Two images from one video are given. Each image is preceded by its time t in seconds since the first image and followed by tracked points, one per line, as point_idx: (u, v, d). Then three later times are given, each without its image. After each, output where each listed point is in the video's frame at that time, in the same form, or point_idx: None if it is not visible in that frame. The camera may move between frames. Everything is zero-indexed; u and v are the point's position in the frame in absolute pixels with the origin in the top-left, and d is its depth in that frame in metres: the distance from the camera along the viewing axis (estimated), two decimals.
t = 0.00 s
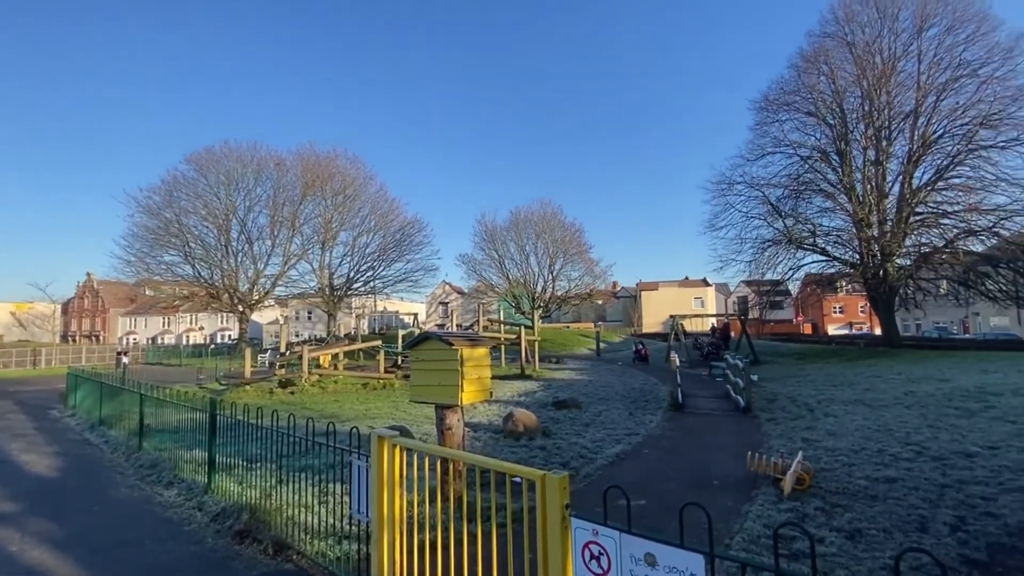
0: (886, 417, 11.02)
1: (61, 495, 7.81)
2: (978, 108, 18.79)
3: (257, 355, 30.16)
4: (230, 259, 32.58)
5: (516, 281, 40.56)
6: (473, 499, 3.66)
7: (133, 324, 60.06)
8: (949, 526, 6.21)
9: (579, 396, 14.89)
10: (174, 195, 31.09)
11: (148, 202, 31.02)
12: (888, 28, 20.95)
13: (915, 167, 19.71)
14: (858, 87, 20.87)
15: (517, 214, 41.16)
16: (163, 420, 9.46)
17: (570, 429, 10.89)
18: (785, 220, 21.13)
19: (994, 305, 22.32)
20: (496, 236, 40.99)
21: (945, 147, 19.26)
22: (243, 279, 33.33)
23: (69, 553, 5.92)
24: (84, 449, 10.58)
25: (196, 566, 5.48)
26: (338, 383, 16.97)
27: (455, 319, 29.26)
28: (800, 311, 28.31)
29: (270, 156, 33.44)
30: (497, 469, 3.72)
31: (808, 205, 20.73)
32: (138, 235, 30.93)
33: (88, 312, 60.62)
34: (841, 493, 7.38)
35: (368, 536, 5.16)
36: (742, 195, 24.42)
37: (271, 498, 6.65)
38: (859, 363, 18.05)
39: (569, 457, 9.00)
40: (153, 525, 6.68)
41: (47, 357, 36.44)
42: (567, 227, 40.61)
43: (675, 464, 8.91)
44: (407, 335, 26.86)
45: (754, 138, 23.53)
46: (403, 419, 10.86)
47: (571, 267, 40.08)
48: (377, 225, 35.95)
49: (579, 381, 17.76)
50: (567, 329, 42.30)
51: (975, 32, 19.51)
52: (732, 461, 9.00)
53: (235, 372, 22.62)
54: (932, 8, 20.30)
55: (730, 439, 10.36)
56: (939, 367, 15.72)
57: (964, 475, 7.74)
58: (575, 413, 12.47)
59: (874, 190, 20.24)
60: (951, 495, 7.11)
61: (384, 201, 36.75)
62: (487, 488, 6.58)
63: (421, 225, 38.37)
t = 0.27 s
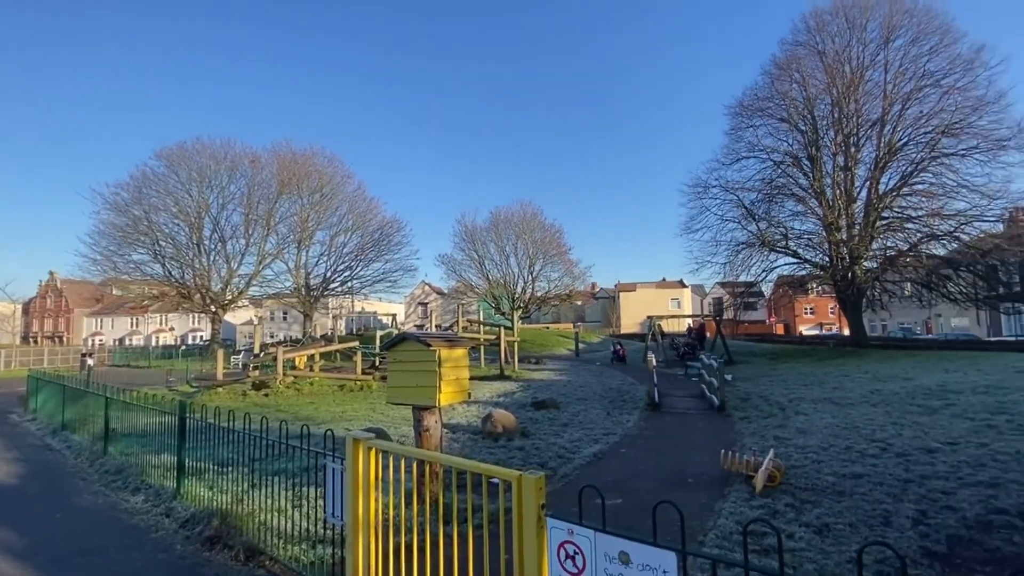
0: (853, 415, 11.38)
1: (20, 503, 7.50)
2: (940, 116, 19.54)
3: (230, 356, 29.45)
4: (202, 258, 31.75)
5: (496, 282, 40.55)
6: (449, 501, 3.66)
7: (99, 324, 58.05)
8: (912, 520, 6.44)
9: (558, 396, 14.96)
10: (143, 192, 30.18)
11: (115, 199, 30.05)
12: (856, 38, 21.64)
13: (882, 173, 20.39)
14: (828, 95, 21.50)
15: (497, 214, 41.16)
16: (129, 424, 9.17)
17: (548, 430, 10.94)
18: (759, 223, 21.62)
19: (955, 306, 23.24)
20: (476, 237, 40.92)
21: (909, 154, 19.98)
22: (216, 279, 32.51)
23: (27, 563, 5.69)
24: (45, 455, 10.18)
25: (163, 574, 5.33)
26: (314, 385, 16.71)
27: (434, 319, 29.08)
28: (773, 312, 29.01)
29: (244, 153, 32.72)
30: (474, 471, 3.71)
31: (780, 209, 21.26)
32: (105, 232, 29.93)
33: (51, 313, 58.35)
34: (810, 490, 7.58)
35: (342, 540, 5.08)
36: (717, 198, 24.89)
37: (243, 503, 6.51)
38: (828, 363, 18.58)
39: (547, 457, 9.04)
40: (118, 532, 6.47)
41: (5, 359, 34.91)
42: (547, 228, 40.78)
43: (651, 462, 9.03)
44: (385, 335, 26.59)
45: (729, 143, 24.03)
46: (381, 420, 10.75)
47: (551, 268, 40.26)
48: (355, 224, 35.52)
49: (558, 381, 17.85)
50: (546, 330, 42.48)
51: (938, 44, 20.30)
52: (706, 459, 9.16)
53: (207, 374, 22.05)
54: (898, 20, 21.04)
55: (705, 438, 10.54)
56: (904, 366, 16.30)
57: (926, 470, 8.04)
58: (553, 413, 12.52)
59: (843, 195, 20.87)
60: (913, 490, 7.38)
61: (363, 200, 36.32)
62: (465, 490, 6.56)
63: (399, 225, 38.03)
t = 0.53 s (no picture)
0: (823, 413, 11.71)
1: None
2: (905, 124, 20.26)
3: (202, 358, 28.70)
4: (172, 257, 30.86)
5: (476, 282, 40.46)
6: (425, 503, 3.65)
7: (63, 325, 55.94)
8: (876, 514, 6.67)
9: (537, 397, 15.01)
10: (111, 188, 29.23)
11: (81, 195, 29.03)
12: (827, 47, 22.28)
13: (851, 178, 21.02)
14: (800, 102, 22.08)
15: (477, 215, 41.10)
16: (94, 428, 8.87)
17: (527, 430, 10.97)
18: (734, 226, 22.07)
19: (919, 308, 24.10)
20: (456, 237, 40.77)
21: (876, 161, 20.66)
22: (188, 278, 31.62)
23: None
24: (3, 462, 9.75)
25: None
26: (289, 386, 16.41)
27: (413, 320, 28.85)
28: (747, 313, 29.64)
29: (218, 149, 31.93)
30: (450, 472, 3.72)
31: (754, 212, 21.75)
32: (69, 229, 28.87)
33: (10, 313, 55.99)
34: (781, 486, 7.77)
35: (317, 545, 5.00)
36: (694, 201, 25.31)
37: (214, 508, 6.35)
38: (800, 363, 19.07)
39: (526, 457, 9.06)
40: (81, 540, 6.24)
41: None
42: (527, 229, 40.88)
43: (629, 462, 9.13)
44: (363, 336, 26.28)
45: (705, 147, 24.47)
46: (358, 422, 10.63)
47: (531, 269, 40.36)
48: (332, 223, 35.01)
49: (537, 382, 17.91)
50: (526, 331, 42.57)
51: (904, 54, 21.03)
52: (681, 458, 9.31)
53: (177, 376, 21.44)
54: (866, 30, 21.75)
55: (681, 437, 10.72)
56: (871, 365, 16.84)
57: (890, 466, 8.33)
58: (532, 414, 12.56)
59: (814, 199, 21.42)
60: (879, 485, 7.64)
61: (340, 199, 35.82)
62: (442, 492, 6.53)
63: (378, 224, 37.64)
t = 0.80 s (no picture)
0: (794, 411, 12.02)
1: None
2: (873, 131, 20.93)
3: (173, 359, 27.92)
4: (142, 255, 29.96)
5: (457, 282, 40.30)
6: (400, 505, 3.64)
7: (25, 325, 53.80)
8: (843, 509, 6.88)
9: (516, 397, 15.03)
10: (77, 183, 28.26)
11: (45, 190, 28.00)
12: (799, 55, 22.87)
13: (822, 183, 21.62)
14: (774, 108, 22.63)
15: (458, 215, 40.98)
16: (57, 432, 8.57)
17: (506, 431, 10.98)
18: (709, 229, 22.50)
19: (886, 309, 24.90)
20: (436, 237, 40.57)
21: (846, 166, 21.29)
22: (158, 277, 30.73)
23: None
24: None
25: None
26: (264, 388, 16.11)
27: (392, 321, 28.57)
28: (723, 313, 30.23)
29: (190, 145, 31.13)
30: (426, 474, 3.71)
31: (729, 215, 22.20)
32: (32, 226, 27.80)
33: None
34: (754, 483, 7.95)
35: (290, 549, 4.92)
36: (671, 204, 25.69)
37: (184, 514, 6.20)
38: (773, 363, 19.51)
39: (504, 458, 9.07)
40: (41, 549, 6.02)
41: None
42: (508, 230, 40.91)
43: (606, 461, 9.22)
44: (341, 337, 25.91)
45: (683, 150, 24.87)
46: (334, 424, 10.50)
47: (511, 269, 40.40)
48: (309, 222, 34.47)
49: (516, 382, 17.94)
50: (506, 331, 42.59)
51: (872, 64, 21.73)
52: (658, 456, 9.45)
53: (147, 378, 20.83)
54: (837, 39, 22.40)
55: (658, 436, 10.87)
56: (840, 365, 17.35)
57: (857, 462, 8.60)
58: (511, 414, 12.58)
59: (787, 203, 21.93)
60: (846, 481, 7.87)
61: (318, 197, 35.28)
62: (419, 494, 6.50)
63: (356, 224, 37.20)
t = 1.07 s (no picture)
0: (767, 410, 12.31)
1: None
2: (844, 137, 21.56)
3: (143, 361, 27.11)
4: (111, 253, 29.03)
5: (437, 283, 40.09)
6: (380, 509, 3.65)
7: None
8: (813, 505, 7.07)
9: (496, 397, 15.04)
10: (42, 178, 27.24)
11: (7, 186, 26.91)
12: (774, 61, 23.42)
13: (795, 187, 22.16)
14: (749, 113, 23.14)
15: (438, 215, 40.79)
16: (19, 437, 8.25)
17: (485, 431, 10.97)
18: (687, 231, 22.90)
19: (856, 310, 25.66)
20: (417, 237, 40.31)
21: (818, 171, 21.89)
22: (128, 276, 29.80)
23: None
24: None
25: None
26: (238, 390, 15.79)
27: (371, 321, 28.26)
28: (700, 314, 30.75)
29: (162, 141, 30.29)
30: (404, 476, 3.70)
31: (706, 218, 22.61)
32: None
33: None
34: (728, 480, 8.12)
35: (262, 554, 4.82)
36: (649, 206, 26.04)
37: (154, 520, 6.03)
38: (748, 363, 19.93)
39: (483, 458, 9.07)
40: None
41: None
42: (489, 230, 40.88)
43: (584, 460, 9.29)
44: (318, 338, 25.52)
45: (661, 153, 25.23)
46: (310, 427, 10.35)
47: (492, 270, 40.37)
48: (286, 221, 33.89)
49: (496, 383, 17.95)
50: (486, 332, 42.54)
51: (843, 72, 22.37)
52: (635, 455, 9.58)
53: (115, 380, 20.20)
54: (809, 48, 23.02)
55: (636, 434, 11.01)
56: (811, 364, 17.82)
57: (826, 459, 8.85)
58: (491, 414, 12.59)
59: (762, 206, 22.40)
60: (816, 477, 8.10)
61: (295, 196, 34.69)
62: (397, 496, 6.45)
63: (335, 223, 36.70)
